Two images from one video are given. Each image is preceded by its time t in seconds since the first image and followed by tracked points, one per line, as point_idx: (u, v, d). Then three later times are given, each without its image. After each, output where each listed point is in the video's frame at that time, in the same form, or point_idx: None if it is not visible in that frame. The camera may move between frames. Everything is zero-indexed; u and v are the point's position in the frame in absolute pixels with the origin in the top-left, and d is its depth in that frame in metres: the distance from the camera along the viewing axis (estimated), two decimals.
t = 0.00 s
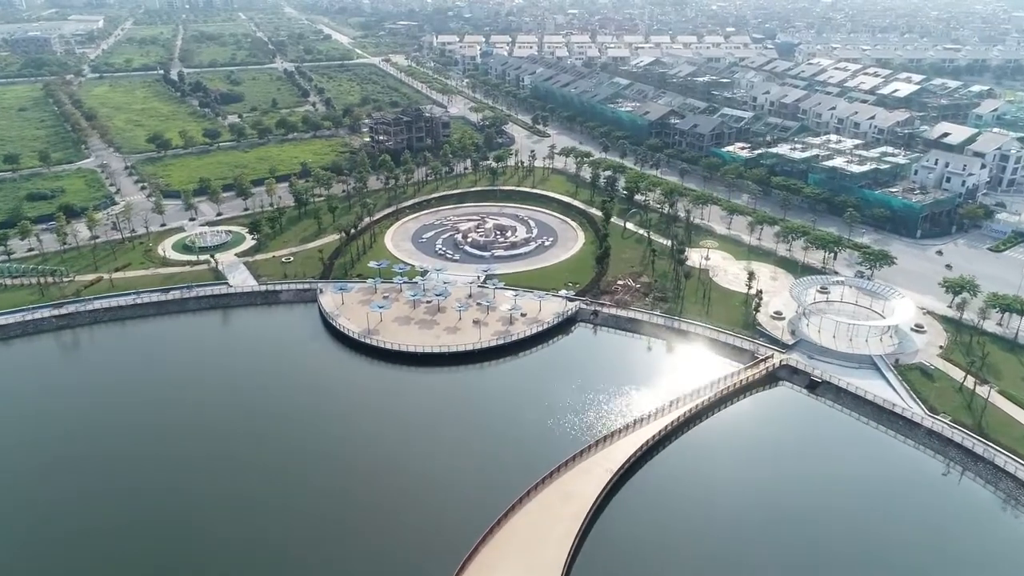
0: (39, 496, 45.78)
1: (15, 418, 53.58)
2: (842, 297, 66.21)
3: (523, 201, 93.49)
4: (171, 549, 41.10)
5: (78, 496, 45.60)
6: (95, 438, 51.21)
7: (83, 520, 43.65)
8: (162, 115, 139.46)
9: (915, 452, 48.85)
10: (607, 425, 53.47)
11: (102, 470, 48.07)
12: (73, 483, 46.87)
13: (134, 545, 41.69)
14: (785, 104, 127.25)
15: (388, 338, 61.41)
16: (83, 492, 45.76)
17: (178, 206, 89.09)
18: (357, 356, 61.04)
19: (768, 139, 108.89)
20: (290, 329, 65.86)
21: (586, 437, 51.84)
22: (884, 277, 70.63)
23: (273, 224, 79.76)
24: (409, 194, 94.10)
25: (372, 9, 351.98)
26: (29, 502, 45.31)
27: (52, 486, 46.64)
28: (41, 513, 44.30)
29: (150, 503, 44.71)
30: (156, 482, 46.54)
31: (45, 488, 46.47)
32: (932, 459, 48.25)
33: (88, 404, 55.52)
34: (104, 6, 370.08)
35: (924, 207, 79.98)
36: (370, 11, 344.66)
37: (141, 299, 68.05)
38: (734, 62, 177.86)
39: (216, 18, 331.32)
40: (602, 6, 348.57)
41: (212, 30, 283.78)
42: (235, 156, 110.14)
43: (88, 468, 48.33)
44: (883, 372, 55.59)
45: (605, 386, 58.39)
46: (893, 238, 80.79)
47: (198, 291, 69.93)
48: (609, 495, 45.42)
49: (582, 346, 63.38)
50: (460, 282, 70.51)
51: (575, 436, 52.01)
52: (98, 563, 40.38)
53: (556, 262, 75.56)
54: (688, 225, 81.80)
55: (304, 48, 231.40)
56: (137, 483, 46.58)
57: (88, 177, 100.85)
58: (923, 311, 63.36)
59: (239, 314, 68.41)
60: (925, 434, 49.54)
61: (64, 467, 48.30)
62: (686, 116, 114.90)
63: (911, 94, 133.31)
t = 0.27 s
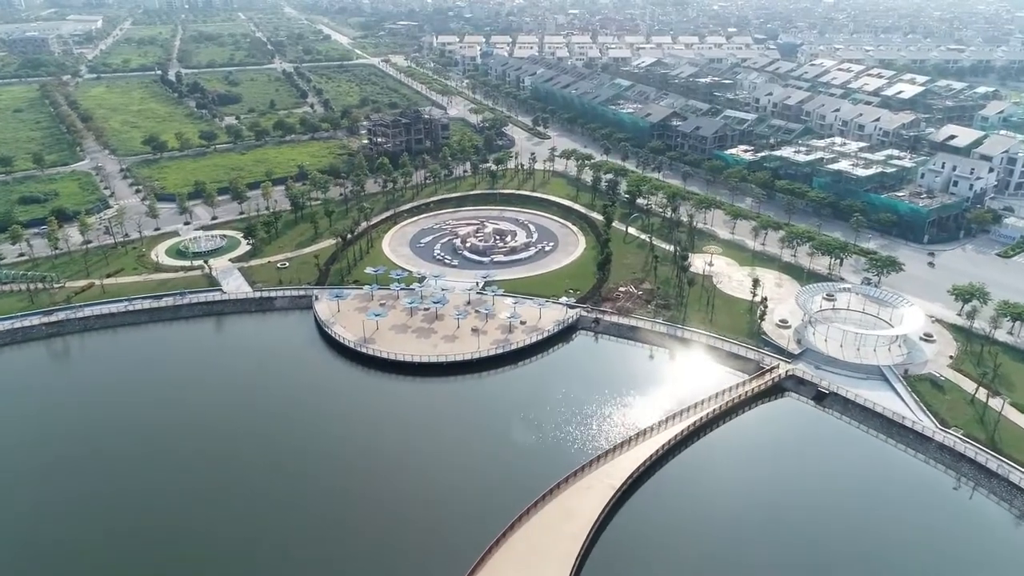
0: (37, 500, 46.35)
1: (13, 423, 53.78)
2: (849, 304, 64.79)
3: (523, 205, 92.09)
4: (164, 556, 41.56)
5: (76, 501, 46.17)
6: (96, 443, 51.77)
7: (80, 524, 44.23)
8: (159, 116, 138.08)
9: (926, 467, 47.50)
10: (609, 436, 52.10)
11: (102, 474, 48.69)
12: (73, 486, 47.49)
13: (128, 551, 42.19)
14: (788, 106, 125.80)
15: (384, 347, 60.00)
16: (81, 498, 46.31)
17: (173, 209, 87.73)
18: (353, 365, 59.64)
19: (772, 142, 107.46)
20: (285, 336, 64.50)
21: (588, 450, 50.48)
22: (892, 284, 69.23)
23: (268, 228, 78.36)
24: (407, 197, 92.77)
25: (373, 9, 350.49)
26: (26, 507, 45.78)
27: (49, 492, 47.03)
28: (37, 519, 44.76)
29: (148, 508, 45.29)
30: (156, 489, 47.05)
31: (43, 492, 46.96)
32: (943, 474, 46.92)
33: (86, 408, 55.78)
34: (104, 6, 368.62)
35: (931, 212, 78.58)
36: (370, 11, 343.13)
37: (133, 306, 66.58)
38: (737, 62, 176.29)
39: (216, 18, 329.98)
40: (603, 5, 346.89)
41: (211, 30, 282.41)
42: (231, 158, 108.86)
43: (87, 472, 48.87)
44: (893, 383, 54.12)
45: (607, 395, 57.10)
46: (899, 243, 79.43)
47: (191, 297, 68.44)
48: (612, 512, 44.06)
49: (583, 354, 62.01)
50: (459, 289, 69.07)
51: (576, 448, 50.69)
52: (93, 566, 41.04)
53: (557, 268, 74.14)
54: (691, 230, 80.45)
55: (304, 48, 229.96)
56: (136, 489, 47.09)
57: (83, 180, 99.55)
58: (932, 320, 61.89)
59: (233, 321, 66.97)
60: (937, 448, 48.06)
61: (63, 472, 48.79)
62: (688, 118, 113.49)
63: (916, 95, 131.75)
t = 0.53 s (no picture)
0: (32, 500, 45.78)
1: (7, 424, 53.06)
2: (856, 312, 63.42)
3: (523, 208, 90.78)
4: (162, 559, 40.94)
5: (73, 500, 45.70)
6: (95, 440, 51.37)
7: (77, 524, 43.77)
8: (155, 118, 136.82)
9: (937, 481, 46.15)
10: (610, 447, 50.72)
11: (99, 472, 48.20)
12: (70, 486, 47.00)
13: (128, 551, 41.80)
14: (791, 107, 124.44)
15: (381, 355, 58.64)
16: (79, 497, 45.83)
17: (167, 213, 86.38)
18: (348, 374, 58.26)
19: (775, 144, 106.10)
20: (280, 344, 63.14)
21: (589, 462, 49.14)
22: (899, 290, 67.85)
23: (264, 233, 77.02)
24: (405, 201, 91.39)
25: (373, 9, 349.29)
26: (22, 508, 45.21)
27: (44, 492, 46.47)
28: (33, 520, 44.18)
29: (147, 507, 44.92)
30: (155, 487, 46.67)
31: (40, 492, 46.45)
32: (954, 488, 45.58)
33: (82, 408, 55.11)
34: (104, 7, 367.45)
35: (937, 216, 77.25)
36: (370, 11, 341.90)
37: (124, 313, 65.14)
38: (738, 63, 174.99)
39: (215, 18, 328.95)
40: (604, 5, 345.68)
41: (210, 31, 281.33)
42: (228, 161, 107.60)
43: (84, 471, 48.31)
44: (901, 394, 52.74)
45: (608, 403, 55.74)
46: (906, 248, 78.06)
47: (184, 304, 67.00)
48: (613, 529, 42.71)
49: (584, 362, 60.68)
50: (457, 295, 67.72)
51: (577, 460, 49.36)
52: (91, 566, 40.64)
53: (557, 273, 72.79)
54: (694, 235, 79.13)
55: (303, 48, 228.76)
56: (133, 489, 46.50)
57: (77, 183, 98.25)
58: (941, 328, 60.51)
59: (226, 329, 65.57)
60: (948, 462, 46.63)
61: (59, 471, 48.29)
62: (690, 119, 112.11)
63: (920, 97, 130.41)
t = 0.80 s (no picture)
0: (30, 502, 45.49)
1: (5, 426, 52.70)
2: (862, 320, 62.15)
3: (523, 212, 89.52)
4: (163, 557, 40.99)
5: (72, 501, 45.41)
6: (95, 440, 51.15)
7: (77, 524, 43.66)
8: (152, 119, 135.53)
9: (947, 497, 44.96)
10: (613, 458, 49.47)
11: (99, 473, 47.97)
12: (70, 486, 46.78)
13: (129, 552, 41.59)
14: (794, 109, 123.15)
15: (377, 364, 57.33)
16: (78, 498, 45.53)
17: (162, 216, 85.05)
18: (344, 382, 56.99)
19: (778, 147, 104.81)
20: (275, 351, 61.90)
21: (591, 473, 47.85)
22: (906, 297, 66.60)
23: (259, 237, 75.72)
24: (404, 204, 90.13)
25: (372, 9, 347.92)
26: (20, 509, 44.92)
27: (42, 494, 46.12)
28: (30, 523, 43.81)
29: (148, 507, 44.73)
30: (156, 488, 46.47)
31: (39, 492, 46.20)
32: (966, 505, 44.35)
33: (80, 409, 54.72)
34: (102, 6, 365.99)
35: (944, 221, 76.00)
36: (370, 11, 340.60)
37: (117, 319, 63.82)
38: (740, 64, 173.68)
39: (214, 18, 327.67)
40: (605, 5, 344.26)
41: (209, 31, 279.98)
42: (225, 163, 106.36)
43: (83, 472, 48.00)
44: (910, 406, 51.45)
45: (611, 412, 54.42)
46: (912, 253, 76.79)
47: (177, 310, 65.66)
48: (617, 546, 41.41)
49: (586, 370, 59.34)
50: (456, 301, 66.39)
51: (580, 470, 48.12)
52: (90, 567, 40.41)
53: (557, 279, 71.50)
54: (697, 239, 77.90)
55: (302, 48, 227.54)
56: (133, 491, 46.19)
57: (71, 185, 96.97)
58: (950, 337, 59.17)
59: (220, 336, 64.21)
60: (960, 477, 45.34)
61: (58, 471, 48.01)
62: (692, 121, 110.79)
63: (924, 99, 129.16)
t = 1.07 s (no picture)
0: (30, 503, 45.97)
1: (5, 426, 52.98)
2: (870, 328, 60.66)
3: (523, 216, 88.16)
4: (163, 558, 41.52)
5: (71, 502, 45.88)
6: (96, 440, 51.71)
7: (78, 524, 44.13)
8: (148, 121, 134.16)
9: (960, 515, 43.54)
10: (616, 472, 48.00)
11: (99, 474, 48.44)
12: (71, 486, 47.19)
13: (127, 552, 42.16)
14: (797, 110, 121.72)
15: (373, 374, 55.87)
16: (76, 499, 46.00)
17: (155, 220, 83.68)
18: (338, 393, 55.56)
19: (782, 149, 103.37)
20: (268, 360, 60.48)
21: (592, 488, 46.40)
22: (914, 304, 65.20)
23: (254, 242, 74.32)
24: (402, 208, 88.80)
25: (372, 9, 346.38)
26: (20, 510, 45.42)
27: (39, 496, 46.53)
28: (28, 526, 44.20)
29: (149, 507, 45.28)
30: (157, 488, 46.99)
31: (40, 493, 46.63)
32: (979, 523, 42.92)
33: (80, 410, 54.94)
34: (101, 6, 364.50)
35: (952, 225, 74.60)
36: (370, 11, 339.10)
37: (107, 327, 62.39)
38: (742, 65, 172.17)
39: (213, 18, 326.16)
40: (605, 5, 342.70)
41: (207, 31, 278.54)
42: (221, 166, 105.04)
43: (83, 474, 48.41)
44: (921, 419, 49.98)
45: (614, 424, 52.95)
46: (919, 258, 75.32)
47: (169, 318, 64.22)
48: (617, 569, 39.93)
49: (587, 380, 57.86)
50: (454, 309, 64.93)
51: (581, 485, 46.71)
52: (92, 568, 40.98)
53: (558, 285, 70.10)
54: (699, 244, 76.56)
55: (301, 48, 226.08)
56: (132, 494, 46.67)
57: (65, 189, 95.62)
58: (960, 346, 57.74)
59: (213, 345, 62.84)
60: (974, 494, 43.89)
61: (58, 472, 48.50)
62: (695, 123, 109.34)
63: (929, 100, 127.70)
